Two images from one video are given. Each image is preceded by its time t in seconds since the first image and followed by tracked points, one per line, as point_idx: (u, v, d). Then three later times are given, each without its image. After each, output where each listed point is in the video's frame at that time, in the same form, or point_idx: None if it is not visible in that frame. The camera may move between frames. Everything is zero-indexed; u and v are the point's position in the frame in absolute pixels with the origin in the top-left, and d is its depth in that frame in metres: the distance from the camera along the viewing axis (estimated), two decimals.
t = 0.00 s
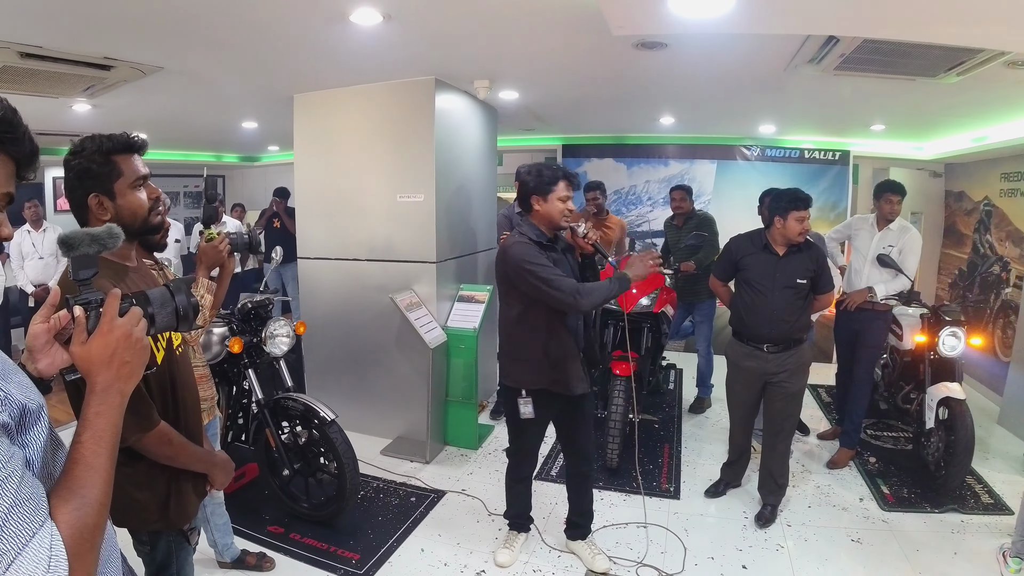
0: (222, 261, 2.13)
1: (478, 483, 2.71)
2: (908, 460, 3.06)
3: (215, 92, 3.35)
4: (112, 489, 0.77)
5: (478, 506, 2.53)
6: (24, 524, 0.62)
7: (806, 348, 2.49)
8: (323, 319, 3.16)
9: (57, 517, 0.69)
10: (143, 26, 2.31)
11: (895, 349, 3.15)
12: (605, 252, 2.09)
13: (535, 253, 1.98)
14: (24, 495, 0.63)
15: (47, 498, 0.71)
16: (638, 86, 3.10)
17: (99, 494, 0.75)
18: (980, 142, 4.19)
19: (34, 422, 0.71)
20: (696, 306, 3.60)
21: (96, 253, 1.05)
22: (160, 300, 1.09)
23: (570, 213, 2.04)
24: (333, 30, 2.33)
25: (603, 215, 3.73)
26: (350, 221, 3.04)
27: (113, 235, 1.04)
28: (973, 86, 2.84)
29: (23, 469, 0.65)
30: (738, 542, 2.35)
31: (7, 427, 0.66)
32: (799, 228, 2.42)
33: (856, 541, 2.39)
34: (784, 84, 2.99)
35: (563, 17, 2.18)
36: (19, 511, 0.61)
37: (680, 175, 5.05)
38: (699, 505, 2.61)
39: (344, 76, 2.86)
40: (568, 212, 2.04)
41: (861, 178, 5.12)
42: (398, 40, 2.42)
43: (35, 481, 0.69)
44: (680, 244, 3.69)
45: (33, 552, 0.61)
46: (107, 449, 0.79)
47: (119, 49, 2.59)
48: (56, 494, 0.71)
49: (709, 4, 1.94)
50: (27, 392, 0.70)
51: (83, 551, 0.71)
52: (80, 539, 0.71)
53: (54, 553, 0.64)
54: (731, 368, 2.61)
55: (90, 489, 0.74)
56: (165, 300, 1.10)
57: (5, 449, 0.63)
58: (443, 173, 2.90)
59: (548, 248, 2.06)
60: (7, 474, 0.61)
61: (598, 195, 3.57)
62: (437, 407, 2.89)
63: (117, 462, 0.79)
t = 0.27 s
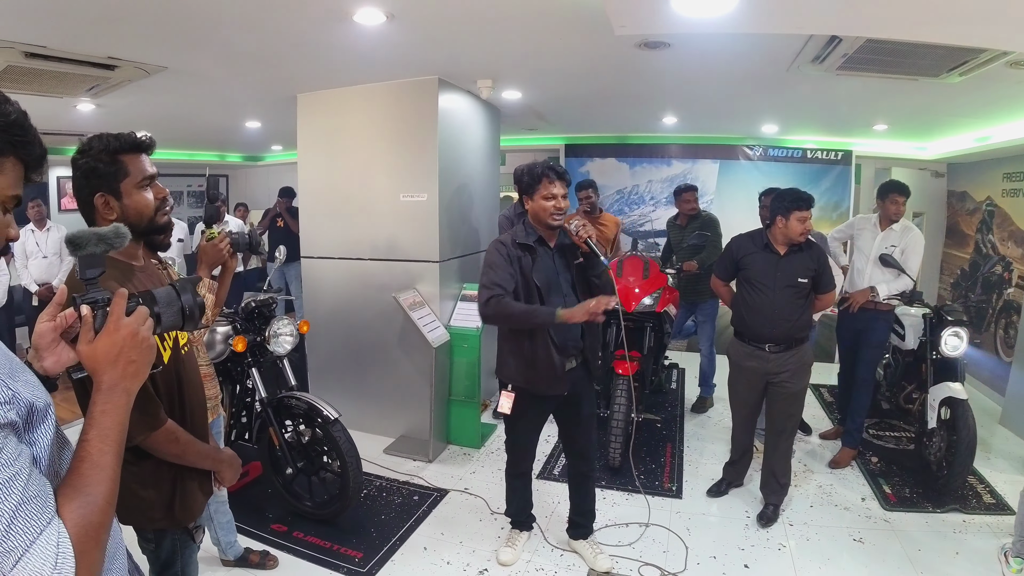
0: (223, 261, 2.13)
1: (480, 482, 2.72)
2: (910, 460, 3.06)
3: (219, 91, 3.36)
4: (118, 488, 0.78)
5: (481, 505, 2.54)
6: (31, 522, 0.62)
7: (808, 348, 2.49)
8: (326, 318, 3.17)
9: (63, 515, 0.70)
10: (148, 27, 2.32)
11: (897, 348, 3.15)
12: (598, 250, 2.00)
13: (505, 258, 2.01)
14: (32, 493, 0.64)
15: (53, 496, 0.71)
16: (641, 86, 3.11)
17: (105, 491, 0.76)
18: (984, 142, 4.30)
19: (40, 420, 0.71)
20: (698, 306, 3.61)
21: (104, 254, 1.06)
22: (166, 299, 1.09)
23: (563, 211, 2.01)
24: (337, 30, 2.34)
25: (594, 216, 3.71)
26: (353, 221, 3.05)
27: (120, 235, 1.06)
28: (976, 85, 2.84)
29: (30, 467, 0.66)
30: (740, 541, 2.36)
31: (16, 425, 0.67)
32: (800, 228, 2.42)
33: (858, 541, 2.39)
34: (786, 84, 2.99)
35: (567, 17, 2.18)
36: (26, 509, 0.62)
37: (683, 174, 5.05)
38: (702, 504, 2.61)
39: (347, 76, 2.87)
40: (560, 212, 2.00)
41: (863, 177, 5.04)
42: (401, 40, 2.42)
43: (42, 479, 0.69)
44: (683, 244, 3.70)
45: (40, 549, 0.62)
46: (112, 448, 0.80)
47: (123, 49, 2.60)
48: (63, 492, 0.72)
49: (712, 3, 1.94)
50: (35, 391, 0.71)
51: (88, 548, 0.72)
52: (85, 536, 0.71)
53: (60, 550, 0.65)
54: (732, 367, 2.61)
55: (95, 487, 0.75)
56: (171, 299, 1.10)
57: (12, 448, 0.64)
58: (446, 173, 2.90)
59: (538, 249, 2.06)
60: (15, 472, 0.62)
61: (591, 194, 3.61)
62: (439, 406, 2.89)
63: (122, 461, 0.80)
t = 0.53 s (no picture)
0: (225, 260, 2.14)
1: (482, 481, 2.72)
2: (911, 459, 3.06)
3: (222, 91, 3.37)
4: (125, 484, 0.79)
5: (483, 504, 2.54)
6: (39, 518, 0.63)
7: (811, 347, 2.49)
8: (329, 317, 3.17)
9: (71, 511, 0.70)
10: (152, 26, 2.33)
11: (899, 348, 3.16)
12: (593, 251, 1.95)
13: (495, 264, 2.08)
14: (40, 489, 0.64)
15: (61, 493, 0.72)
16: (643, 86, 3.11)
17: (112, 488, 0.76)
18: (986, 142, 4.32)
19: (48, 417, 0.72)
20: (700, 305, 3.61)
21: (110, 253, 1.07)
22: (171, 297, 1.10)
23: (565, 211, 2.01)
24: (340, 30, 2.34)
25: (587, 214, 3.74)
26: (356, 220, 3.05)
27: (127, 233, 1.07)
28: (979, 85, 2.84)
29: (37, 464, 0.66)
30: (742, 541, 2.36)
31: (24, 423, 0.67)
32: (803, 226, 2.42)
33: (859, 540, 2.39)
34: (789, 84, 2.99)
35: (570, 17, 2.19)
36: (34, 505, 0.62)
37: (685, 174, 5.05)
38: (704, 503, 2.62)
39: (350, 76, 2.88)
40: (562, 212, 2.01)
41: (864, 177, 5.08)
42: (404, 40, 2.43)
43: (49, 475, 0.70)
44: (685, 244, 3.71)
45: (47, 545, 0.62)
46: (118, 445, 0.80)
47: (127, 49, 2.61)
48: (70, 489, 0.72)
49: (714, 3, 1.94)
50: (42, 388, 0.71)
51: (94, 545, 0.72)
52: (92, 532, 0.72)
53: (68, 546, 0.65)
54: (734, 367, 2.62)
55: (102, 484, 0.76)
56: (176, 298, 1.11)
57: (20, 445, 0.64)
58: (448, 172, 2.91)
59: (540, 248, 2.08)
60: (22, 469, 0.62)
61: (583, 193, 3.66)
62: (442, 405, 2.90)
63: (128, 458, 0.80)
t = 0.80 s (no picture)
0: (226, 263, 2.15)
1: (484, 480, 2.73)
2: (912, 459, 3.07)
3: (224, 91, 3.38)
4: (128, 483, 0.79)
5: (485, 503, 2.55)
6: (43, 515, 0.63)
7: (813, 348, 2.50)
8: (331, 316, 3.18)
9: (75, 508, 0.71)
10: (155, 27, 2.34)
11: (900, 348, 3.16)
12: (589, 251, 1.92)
13: (497, 267, 2.11)
14: (44, 486, 0.64)
15: (65, 490, 0.72)
16: (645, 86, 3.12)
17: (115, 486, 0.77)
18: (988, 142, 4.30)
19: (52, 415, 0.73)
20: (702, 305, 3.62)
21: (113, 253, 1.08)
22: (175, 297, 1.11)
23: (569, 210, 2.01)
24: (342, 30, 2.35)
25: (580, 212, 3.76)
26: (358, 220, 3.06)
27: (131, 233, 1.08)
28: (980, 86, 2.84)
29: (42, 461, 0.67)
30: (743, 540, 2.36)
31: (28, 420, 0.68)
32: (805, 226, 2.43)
33: (860, 540, 2.40)
34: (790, 84, 3.00)
35: (572, 17, 2.19)
36: (38, 502, 0.63)
37: (686, 174, 5.06)
38: (705, 503, 2.63)
39: (352, 76, 2.88)
40: (565, 211, 2.01)
41: (866, 177, 5.04)
42: (406, 40, 2.44)
43: (53, 472, 0.70)
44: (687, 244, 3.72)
45: (51, 542, 0.63)
46: (122, 444, 0.81)
47: (130, 49, 2.62)
48: (75, 487, 0.73)
49: (715, 4, 1.95)
50: (47, 387, 0.72)
51: (99, 542, 0.73)
52: (97, 530, 0.72)
53: (72, 543, 0.66)
54: (736, 367, 2.62)
55: (106, 482, 0.76)
56: (180, 298, 1.12)
57: (24, 442, 0.64)
58: (450, 172, 2.91)
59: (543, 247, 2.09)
60: (26, 466, 0.62)
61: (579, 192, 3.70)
62: (443, 405, 2.91)
63: (132, 456, 0.81)
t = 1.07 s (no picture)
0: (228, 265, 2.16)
1: (485, 479, 2.73)
2: (913, 459, 3.07)
3: (227, 91, 3.39)
4: (131, 482, 0.80)
5: (487, 503, 2.55)
6: (47, 513, 0.64)
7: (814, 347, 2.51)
8: (334, 315, 3.19)
9: (79, 506, 0.71)
10: (159, 27, 2.34)
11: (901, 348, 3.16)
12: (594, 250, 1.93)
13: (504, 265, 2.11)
14: (48, 484, 0.65)
15: (69, 489, 0.73)
16: (647, 86, 3.12)
17: (119, 485, 0.77)
18: (990, 142, 4.29)
19: (56, 414, 0.73)
20: (704, 305, 3.62)
21: (118, 252, 1.08)
22: (179, 297, 1.11)
23: (574, 208, 2.02)
24: (344, 31, 2.36)
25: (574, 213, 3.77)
26: (361, 220, 3.07)
27: (135, 233, 1.10)
28: (982, 86, 2.84)
29: (46, 460, 0.67)
30: (745, 540, 2.37)
31: (33, 419, 0.68)
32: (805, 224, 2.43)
33: (861, 540, 2.40)
34: (792, 84, 3.00)
35: (575, 18, 2.20)
36: (43, 501, 0.63)
37: (688, 174, 5.06)
38: (707, 502, 2.63)
39: (355, 76, 2.89)
40: (570, 209, 2.02)
41: (867, 179, 5.01)
42: (408, 40, 2.44)
43: (58, 471, 0.71)
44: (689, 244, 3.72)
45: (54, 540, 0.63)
46: (126, 443, 0.81)
47: (134, 49, 2.62)
48: (79, 485, 0.73)
49: (717, 3, 1.95)
50: (51, 385, 0.72)
51: (103, 540, 0.73)
52: (100, 528, 0.73)
53: (75, 541, 0.66)
54: (737, 367, 2.62)
55: (111, 481, 0.77)
56: (184, 298, 1.12)
57: (29, 441, 0.65)
58: (452, 172, 2.92)
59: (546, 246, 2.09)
60: (31, 465, 0.63)
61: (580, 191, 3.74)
62: (445, 404, 2.91)
63: (135, 455, 0.81)
